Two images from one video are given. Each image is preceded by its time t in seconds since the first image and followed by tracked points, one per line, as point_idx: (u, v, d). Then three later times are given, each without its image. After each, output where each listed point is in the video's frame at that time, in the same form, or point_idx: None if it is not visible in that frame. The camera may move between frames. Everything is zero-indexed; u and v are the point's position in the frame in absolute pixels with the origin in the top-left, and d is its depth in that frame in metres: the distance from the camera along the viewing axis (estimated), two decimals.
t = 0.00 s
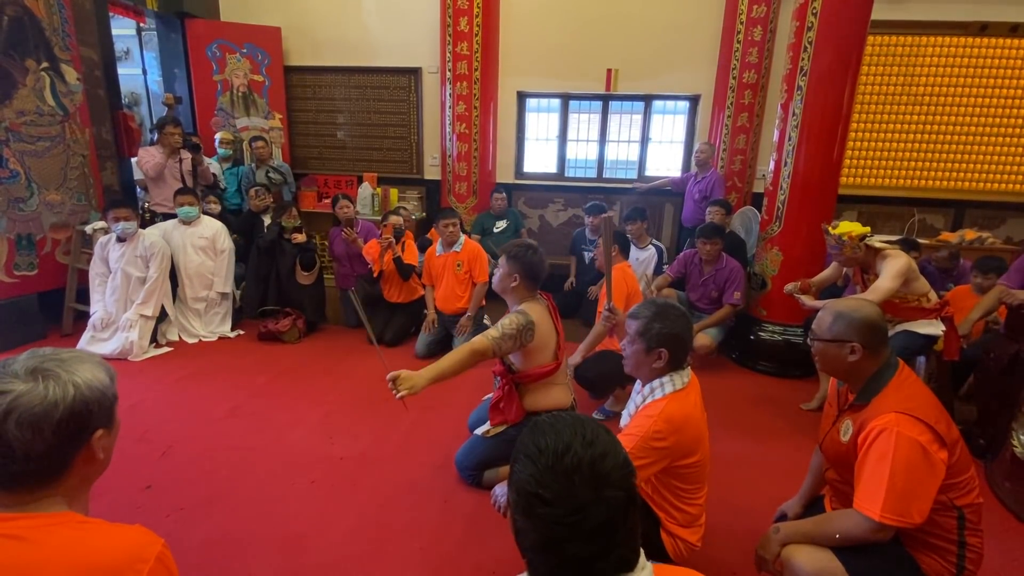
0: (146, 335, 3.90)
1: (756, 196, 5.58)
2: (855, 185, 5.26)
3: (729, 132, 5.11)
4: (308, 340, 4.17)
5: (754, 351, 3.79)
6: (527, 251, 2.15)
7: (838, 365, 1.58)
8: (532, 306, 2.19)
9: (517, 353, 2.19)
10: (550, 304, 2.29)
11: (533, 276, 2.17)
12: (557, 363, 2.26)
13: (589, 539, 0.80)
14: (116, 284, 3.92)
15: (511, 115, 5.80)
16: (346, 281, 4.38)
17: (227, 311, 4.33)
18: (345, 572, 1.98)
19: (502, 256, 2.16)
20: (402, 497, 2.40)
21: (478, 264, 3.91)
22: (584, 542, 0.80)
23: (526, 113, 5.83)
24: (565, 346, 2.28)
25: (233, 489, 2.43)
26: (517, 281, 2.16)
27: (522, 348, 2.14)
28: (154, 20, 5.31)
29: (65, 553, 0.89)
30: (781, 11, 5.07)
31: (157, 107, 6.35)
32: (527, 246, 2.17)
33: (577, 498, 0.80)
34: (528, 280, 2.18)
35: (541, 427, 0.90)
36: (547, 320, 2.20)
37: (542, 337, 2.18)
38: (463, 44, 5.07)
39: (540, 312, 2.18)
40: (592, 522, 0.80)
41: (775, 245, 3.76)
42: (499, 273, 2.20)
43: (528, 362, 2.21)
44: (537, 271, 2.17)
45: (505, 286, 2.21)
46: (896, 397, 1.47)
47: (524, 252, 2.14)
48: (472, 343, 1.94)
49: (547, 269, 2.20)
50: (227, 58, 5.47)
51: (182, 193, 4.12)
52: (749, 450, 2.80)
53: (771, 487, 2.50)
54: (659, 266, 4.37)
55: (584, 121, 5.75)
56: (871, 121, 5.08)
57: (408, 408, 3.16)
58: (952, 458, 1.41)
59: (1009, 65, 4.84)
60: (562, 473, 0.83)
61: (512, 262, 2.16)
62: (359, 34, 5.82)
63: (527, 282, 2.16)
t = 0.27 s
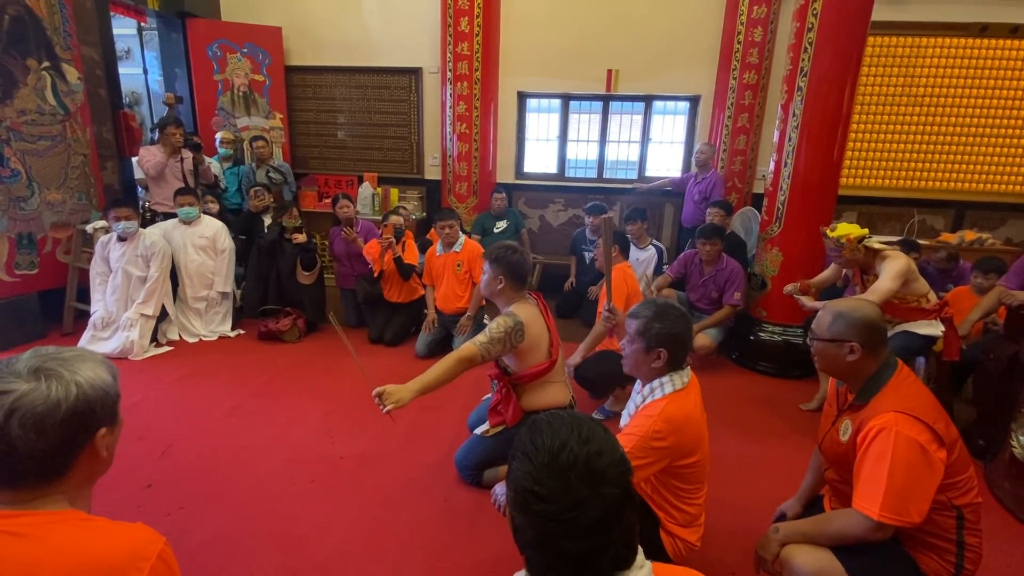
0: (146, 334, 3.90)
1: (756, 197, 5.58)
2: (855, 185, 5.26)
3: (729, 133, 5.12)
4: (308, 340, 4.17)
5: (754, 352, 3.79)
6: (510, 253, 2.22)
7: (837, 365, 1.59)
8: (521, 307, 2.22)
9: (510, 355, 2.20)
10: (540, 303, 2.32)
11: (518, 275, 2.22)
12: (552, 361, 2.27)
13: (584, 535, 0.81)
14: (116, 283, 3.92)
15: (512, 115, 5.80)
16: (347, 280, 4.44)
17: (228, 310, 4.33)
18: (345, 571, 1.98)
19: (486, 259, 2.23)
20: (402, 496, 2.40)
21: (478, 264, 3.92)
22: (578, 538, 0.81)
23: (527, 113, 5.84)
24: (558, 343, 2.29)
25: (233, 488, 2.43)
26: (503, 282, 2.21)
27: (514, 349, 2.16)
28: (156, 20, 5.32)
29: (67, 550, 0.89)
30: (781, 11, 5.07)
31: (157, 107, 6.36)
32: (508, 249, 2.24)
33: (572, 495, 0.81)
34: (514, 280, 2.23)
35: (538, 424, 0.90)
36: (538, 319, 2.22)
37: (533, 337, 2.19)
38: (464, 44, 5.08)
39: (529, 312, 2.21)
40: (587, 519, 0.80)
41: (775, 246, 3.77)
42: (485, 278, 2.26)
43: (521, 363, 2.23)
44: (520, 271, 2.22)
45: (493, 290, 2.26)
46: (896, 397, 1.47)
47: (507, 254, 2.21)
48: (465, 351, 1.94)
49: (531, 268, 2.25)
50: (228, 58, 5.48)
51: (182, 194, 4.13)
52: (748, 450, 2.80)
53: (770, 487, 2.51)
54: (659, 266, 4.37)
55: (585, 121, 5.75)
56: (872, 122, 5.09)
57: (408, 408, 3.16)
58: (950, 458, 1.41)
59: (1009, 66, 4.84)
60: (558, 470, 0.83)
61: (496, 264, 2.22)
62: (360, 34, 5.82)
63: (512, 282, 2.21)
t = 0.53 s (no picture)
0: (146, 334, 3.91)
1: (756, 197, 5.57)
2: (855, 186, 5.26)
3: (730, 133, 5.12)
4: (308, 340, 4.17)
5: (754, 352, 3.79)
6: (497, 254, 2.24)
7: (835, 366, 1.59)
8: (512, 308, 2.22)
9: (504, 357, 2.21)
10: (532, 303, 2.33)
11: (507, 276, 2.22)
12: (547, 359, 2.27)
13: (576, 531, 0.81)
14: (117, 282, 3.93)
15: (512, 115, 5.80)
16: (347, 280, 4.44)
17: (228, 310, 4.33)
18: (345, 570, 1.98)
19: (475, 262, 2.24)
20: (402, 495, 2.40)
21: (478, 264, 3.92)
22: (571, 534, 0.81)
23: (527, 113, 5.84)
24: (554, 341, 2.29)
25: (233, 487, 2.43)
26: (493, 284, 2.22)
27: (507, 350, 2.17)
28: (157, 19, 5.33)
29: (63, 553, 0.89)
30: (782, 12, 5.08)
31: (158, 106, 6.36)
32: (495, 251, 2.26)
33: (565, 491, 0.81)
34: (503, 281, 2.23)
35: (537, 421, 0.90)
36: (530, 318, 2.22)
37: (525, 338, 2.20)
38: (465, 44, 5.08)
39: (520, 312, 2.21)
40: (579, 515, 0.81)
41: (775, 246, 3.77)
42: (475, 281, 2.29)
43: (517, 364, 2.23)
44: (509, 271, 2.23)
45: (484, 294, 2.28)
46: (898, 396, 1.48)
47: (494, 255, 2.23)
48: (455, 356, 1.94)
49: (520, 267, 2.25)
50: (229, 57, 5.48)
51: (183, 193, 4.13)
52: (748, 450, 2.80)
53: (770, 487, 2.51)
54: (659, 266, 4.37)
55: (585, 121, 5.75)
56: (872, 122, 5.09)
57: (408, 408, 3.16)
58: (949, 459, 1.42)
59: (1009, 67, 4.85)
60: (552, 466, 0.83)
61: (485, 267, 2.23)
62: (361, 34, 5.82)
63: (502, 283, 2.22)
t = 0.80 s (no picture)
0: (146, 333, 3.91)
1: (756, 198, 5.57)
2: (855, 187, 5.27)
3: (730, 134, 5.12)
4: (308, 339, 4.17)
5: (754, 352, 3.80)
6: (486, 256, 2.23)
7: (841, 362, 1.59)
8: (506, 308, 2.22)
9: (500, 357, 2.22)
10: (527, 302, 2.33)
11: (498, 277, 2.23)
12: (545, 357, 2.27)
13: (572, 527, 0.81)
14: (117, 281, 3.93)
15: (512, 115, 5.80)
16: (347, 280, 4.44)
17: (228, 309, 4.33)
18: (345, 570, 1.98)
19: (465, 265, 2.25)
20: (402, 495, 2.40)
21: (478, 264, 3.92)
22: (567, 529, 0.81)
23: (528, 114, 5.84)
24: (550, 338, 2.28)
25: (233, 486, 2.43)
26: (485, 286, 2.23)
27: (503, 351, 2.18)
28: (158, 19, 5.33)
29: (66, 552, 0.89)
30: (783, 13, 5.08)
31: (159, 106, 6.36)
32: (484, 252, 2.25)
33: (562, 486, 0.81)
34: (495, 282, 2.24)
35: (534, 418, 0.90)
36: (524, 318, 2.22)
37: (520, 338, 2.20)
38: (465, 44, 5.08)
39: (513, 312, 2.21)
40: (575, 511, 0.81)
41: (775, 247, 3.77)
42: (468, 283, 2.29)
43: (513, 364, 2.24)
44: (499, 272, 2.23)
45: (478, 296, 2.29)
46: (916, 393, 1.47)
47: (485, 258, 2.23)
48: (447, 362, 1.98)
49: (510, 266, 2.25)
50: (230, 56, 5.48)
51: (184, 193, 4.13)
52: (748, 450, 2.81)
53: (770, 487, 2.51)
54: (659, 267, 4.37)
55: (585, 121, 5.75)
56: (872, 123, 5.09)
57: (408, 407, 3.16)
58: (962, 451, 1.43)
59: (1009, 68, 4.85)
60: (549, 462, 0.83)
61: (476, 269, 2.23)
62: (362, 34, 5.82)
63: (494, 285, 2.23)
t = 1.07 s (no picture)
0: (147, 332, 3.91)
1: (756, 198, 5.56)
2: (855, 188, 5.27)
3: (731, 134, 5.13)
4: (308, 339, 4.17)
5: (754, 353, 3.80)
6: (476, 259, 2.23)
7: (831, 358, 1.60)
8: (501, 309, 2.23)
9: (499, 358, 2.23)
10: (523, 302, 2.34)
11: (492, 278, 2.23)
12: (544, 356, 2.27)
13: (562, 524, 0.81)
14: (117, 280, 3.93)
15: (513, 115, 5.80)
16: (347, 280, 4.44)
17: (228, 308, 4.33)
18: (345, 569, 1.98)
19: (457, 268, 2.25)
20: (403, 494, 2.40)
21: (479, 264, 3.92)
22: (556, 526, 0.81)
23: (528, 114, 5.84)
24: (548, 335, 2.28)
25: (233, 486, 2.44)
26: (479, 288, 2.23)
27: (501, 351, 2.18)
28: (159, 18, 5.33)
29: (74, 548, 0.89)
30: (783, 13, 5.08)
31: (160, 105, 6.36)
32: (473, 256, 2.25)
33: (552, 483, 0.82)
34: (489, 283, 2.24)
35: (527, 417, 0.91)
36: (520, 317, 2.22)
37: (518, 338, 2.21)
38: (466, 44, 5.08)
39: (509, 312, 2.21)
40: (565, 507, 0.81)
41: (776, 247, 3.77)
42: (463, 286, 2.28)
43: (512, 364, 2.24)
44: (491, 273, 2.23)
45: (473, 298, 2.28)
46: (903, 386, 1.48)
47: (476, 260, 2.22)
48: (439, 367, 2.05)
49: (503, 266, 2.25)
50: (231, 56, 5.48)
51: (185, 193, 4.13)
52: (748, 451, 2.81)
53: (769, 487, 2.51)
54: (659, 267, 4.37)
55: (586, 121, 5.76)
56: (873, 124, 5.10)
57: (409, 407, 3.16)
58: (954, 444, 1.43)
59: (1009, 69, 4.86)
60: (540, 459, 0.84)
61: (469, 272, 2.23)
62: (363, 33, 5.83)
63: (488, 286, 2.23)
